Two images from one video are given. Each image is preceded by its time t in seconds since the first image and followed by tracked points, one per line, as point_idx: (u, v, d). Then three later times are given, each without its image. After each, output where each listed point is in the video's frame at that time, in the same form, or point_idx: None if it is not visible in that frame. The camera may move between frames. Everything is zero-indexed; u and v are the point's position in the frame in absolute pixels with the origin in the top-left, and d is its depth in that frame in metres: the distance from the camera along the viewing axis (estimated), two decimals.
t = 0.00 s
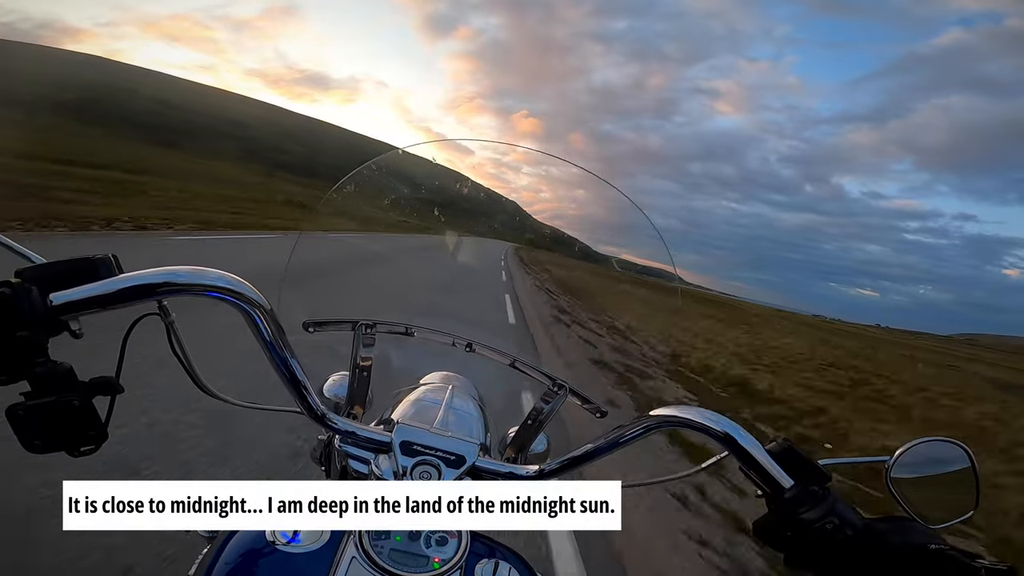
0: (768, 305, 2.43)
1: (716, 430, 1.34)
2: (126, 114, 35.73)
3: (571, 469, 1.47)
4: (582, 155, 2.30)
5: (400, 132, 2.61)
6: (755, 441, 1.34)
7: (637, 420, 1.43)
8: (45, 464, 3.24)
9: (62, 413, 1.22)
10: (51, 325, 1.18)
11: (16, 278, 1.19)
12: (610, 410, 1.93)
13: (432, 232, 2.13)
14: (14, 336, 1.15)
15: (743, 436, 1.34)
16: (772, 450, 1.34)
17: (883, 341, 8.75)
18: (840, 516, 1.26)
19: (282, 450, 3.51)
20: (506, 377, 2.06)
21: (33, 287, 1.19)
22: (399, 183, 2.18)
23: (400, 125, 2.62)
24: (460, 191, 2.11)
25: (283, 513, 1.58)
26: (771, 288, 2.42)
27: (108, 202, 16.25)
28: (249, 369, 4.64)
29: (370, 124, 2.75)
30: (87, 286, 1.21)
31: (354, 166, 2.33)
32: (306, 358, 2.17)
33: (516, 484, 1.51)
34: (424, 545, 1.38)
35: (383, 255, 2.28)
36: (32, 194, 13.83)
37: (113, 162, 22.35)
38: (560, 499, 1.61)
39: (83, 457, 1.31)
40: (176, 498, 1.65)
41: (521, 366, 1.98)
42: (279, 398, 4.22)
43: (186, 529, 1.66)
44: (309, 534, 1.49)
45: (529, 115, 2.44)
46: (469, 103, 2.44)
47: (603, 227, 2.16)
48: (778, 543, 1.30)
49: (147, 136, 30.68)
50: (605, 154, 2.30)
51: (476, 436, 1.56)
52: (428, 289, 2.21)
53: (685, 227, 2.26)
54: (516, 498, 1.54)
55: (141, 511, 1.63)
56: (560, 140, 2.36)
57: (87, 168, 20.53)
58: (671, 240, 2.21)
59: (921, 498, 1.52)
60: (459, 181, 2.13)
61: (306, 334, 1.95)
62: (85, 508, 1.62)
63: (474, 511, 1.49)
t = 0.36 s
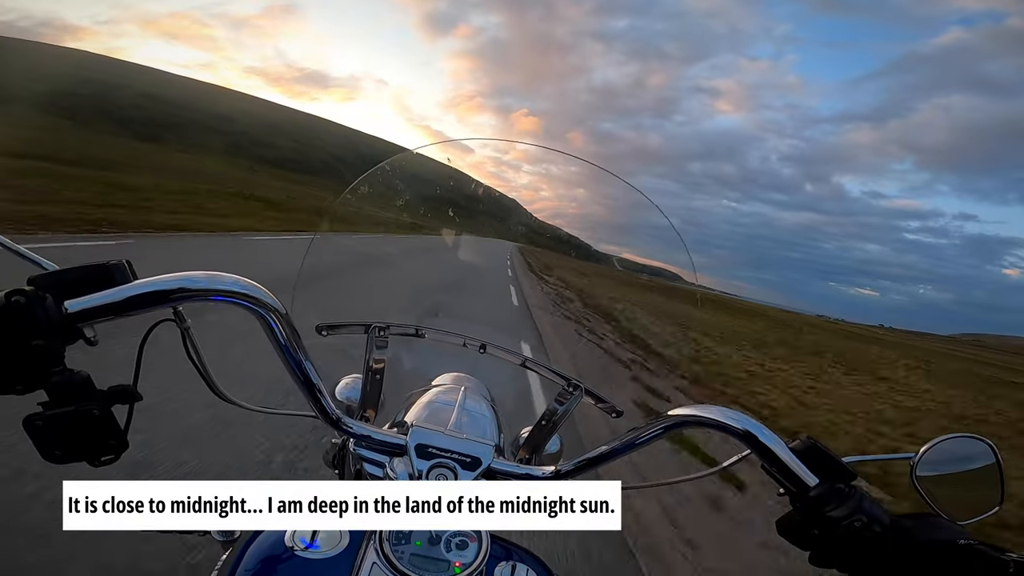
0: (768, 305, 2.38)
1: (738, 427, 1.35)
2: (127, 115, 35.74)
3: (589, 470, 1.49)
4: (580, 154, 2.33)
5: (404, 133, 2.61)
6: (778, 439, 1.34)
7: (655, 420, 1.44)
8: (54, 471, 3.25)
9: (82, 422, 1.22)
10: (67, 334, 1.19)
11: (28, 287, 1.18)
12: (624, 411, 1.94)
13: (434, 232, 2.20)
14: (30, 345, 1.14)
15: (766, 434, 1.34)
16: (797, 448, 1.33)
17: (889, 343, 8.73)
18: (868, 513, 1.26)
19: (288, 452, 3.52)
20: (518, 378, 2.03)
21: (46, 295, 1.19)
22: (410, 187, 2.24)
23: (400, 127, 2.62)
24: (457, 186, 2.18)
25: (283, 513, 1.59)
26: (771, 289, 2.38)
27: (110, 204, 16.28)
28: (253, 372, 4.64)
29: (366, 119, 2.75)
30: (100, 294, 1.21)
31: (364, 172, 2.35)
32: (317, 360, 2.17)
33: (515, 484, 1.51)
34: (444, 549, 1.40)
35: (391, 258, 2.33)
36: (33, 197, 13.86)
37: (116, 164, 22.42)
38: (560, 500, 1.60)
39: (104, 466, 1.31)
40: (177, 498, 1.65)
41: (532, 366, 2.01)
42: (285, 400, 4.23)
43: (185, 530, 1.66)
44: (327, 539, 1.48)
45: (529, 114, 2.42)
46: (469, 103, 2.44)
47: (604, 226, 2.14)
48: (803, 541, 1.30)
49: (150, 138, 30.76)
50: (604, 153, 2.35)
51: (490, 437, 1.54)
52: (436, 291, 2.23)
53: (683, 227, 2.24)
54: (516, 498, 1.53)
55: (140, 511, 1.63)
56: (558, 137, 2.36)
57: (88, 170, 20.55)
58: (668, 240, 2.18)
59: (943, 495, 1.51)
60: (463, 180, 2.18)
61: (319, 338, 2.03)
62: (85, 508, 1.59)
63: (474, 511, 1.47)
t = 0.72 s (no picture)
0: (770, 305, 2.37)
1: (742, 433, 1.36)
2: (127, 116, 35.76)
3: (592, 473, 1.52)
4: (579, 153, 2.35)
5: (404, 132, 2.59)
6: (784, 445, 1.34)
7: (661, 426, 1.44)
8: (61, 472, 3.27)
9: (93, 423, 1.22)
10: (77, 334, 1.18)
11: (39, 287, 1.18)
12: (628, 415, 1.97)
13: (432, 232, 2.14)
14: (43, 346, 1.14)
15: (773, 440, 1.34)
16: (803, 455, 1.33)
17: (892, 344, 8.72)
18: (873, 519, 1.25)
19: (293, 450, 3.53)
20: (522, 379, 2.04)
21: (56, 295, 1.18)
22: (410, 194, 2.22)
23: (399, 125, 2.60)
24: (460, 184, 2.18)
25: (283, 513, 1.57)
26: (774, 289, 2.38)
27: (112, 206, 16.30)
28: (256, 372, 4.65)
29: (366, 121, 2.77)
30: (111, 294, 1.20)
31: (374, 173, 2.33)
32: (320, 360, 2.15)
33: (513, 483, 1.50)
34: (450, 551, 1.40)
35: (390, 261, 2.19)
36: (35, 200, 13.90)
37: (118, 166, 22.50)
38: (560, 499, 1.58)
39: (113, 468, 1.32)
40: (176, 498, 1.64)
41: (537, 368, 2.04)
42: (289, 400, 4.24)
43: (185, 530, 1.66)
44: (332, 540, 1.49)
45: (528, 113, 2.43)
46: (470, 101, 2.49)
47: (604, 225, 2.14)
48: (808, 546, 1.30)
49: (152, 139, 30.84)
50: (605, 152, 2.34)
51: (495, 438, 1.54)
52: (434, 291, 2.18)
53: (684, 226, 2.23)
54: (516, 498, 1.52)
55: (140, 511, 1.61)
56: (558, 136, 2.38)
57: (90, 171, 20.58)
58: (669, 238, 2.18)
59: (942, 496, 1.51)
60: (466, 181, 2.19)
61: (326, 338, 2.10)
62: (85, 508, 1.59)
63: (474, 511, 1.46)
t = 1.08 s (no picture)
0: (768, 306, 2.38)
1: (741, 442, 1.34)
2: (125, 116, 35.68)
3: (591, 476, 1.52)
4: (577, 152, 2.33)
5: (404, 132, 2.58)
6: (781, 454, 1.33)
7: (660, 433, 1.43)
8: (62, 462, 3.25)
9: (99, 413, 1.21)
10: (87, 323, 1.18)
11: (52, 274, 1.18)
12: (627, 420, 1.96)
13: (430, 232, 2.18)
14: (53, 334, 1.14)
15: (769, 449, 1.33)
16: (801, 466, 1.34)
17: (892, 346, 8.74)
18: (866, 529, 1.25)
19: (294, 447, 3.53)
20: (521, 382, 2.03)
21: (70, 283, 1.19)
22: (415, 198, 2.21)
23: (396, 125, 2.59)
24: (460, 184, 2.20)
25: (283, 513, 1.57)
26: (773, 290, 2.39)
27: (110, 208, 16.29)
28: (256, 368, 4.64)
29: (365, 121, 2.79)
30: (122, 284, 1.20)
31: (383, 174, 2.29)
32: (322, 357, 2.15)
33: (515, 484, 1.49)
34: (447, 552, 1.41)
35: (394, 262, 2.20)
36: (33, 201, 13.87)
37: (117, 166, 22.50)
38: (560, 499, 1.57)
39: (116, 460, 1.29)
40: (176, 498, 1.63)
41: (537, 372, 2.03)
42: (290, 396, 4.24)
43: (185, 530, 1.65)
44: (328, 537, 1.51)
45: (527, 113, 2.42)
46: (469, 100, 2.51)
47: (603, 225, 2.14)
48: (799, 555, 1.30)
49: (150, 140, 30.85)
50: (604, 152, 2.36)
51: (494, 440, 1.54)
52: (437, 292, 2.20)
53: (683, 225, 2.23)
54: (516, 498, 1.51)
55: (140, 511, 1.61)
56: (556, 136, 2.39)
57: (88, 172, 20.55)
58: (668, 239, 2.18)
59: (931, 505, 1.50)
60: (466, 181, 2.20)
61: (331, 334, 2.05)
62: (85, 508, 1.60)
63: (474, 511, 1.45)
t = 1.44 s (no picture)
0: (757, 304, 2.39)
1: (729, 450, 1.34)
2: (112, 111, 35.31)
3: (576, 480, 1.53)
4: (570, 151, 2.36)
5: (396, 128, 2.58)
6: (767, 462, 1.33)
7: (648, 438, 1.43)
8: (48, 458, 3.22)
9: (68, 405, 1.18)
10: (61, 313, 1.16)
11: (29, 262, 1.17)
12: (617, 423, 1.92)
13: (428, 232, 2.11)
14: (25, 323, 1.12)
15: (756, 456, 1.33)
16: (787, 474, 1.35)
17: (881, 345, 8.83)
18: (850, 540, 1.25)
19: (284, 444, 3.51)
20: (512, 381, 2.03)
21: (46, 272, 1.17)
22: (405, 195, 2.18)
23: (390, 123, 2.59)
24: (451, 180, 2.17)
25: (283, 513, 1.55)
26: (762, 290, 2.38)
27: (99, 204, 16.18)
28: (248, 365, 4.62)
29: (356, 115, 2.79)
30: (101, 274, 1.19)
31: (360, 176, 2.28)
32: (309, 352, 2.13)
33: (517, 484, 1.49)
34: (427, 553, 1.40)
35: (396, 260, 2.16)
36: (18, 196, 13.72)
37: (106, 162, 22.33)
38: (560, 499, 1.57)
39: (86, 452, 1.26)
40: (177, 498, 1.62)
41: (527, 373, 1.98)
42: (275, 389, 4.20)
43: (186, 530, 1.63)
44: (306, 535, 1.51)
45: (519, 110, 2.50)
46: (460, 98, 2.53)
47: (594, 222, 2.14)
48: (781, 565, 1.30)
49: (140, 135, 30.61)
50: (596, 151, 2.37)
51: (480, 441, 1.52)
52: (437, 291, 2.18)
53: (674, 222, 2.22)
54: (516, 498, 1.52)
55: (140, 511, 1.60)
56: (550, 134, 2.41)
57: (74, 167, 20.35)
58: (657, 236, 2.16)
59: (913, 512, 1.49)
60: (454, 176, 2.19)
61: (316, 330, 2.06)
62: (85, 508, 1.60)
63: (474, 511, 1.47)
